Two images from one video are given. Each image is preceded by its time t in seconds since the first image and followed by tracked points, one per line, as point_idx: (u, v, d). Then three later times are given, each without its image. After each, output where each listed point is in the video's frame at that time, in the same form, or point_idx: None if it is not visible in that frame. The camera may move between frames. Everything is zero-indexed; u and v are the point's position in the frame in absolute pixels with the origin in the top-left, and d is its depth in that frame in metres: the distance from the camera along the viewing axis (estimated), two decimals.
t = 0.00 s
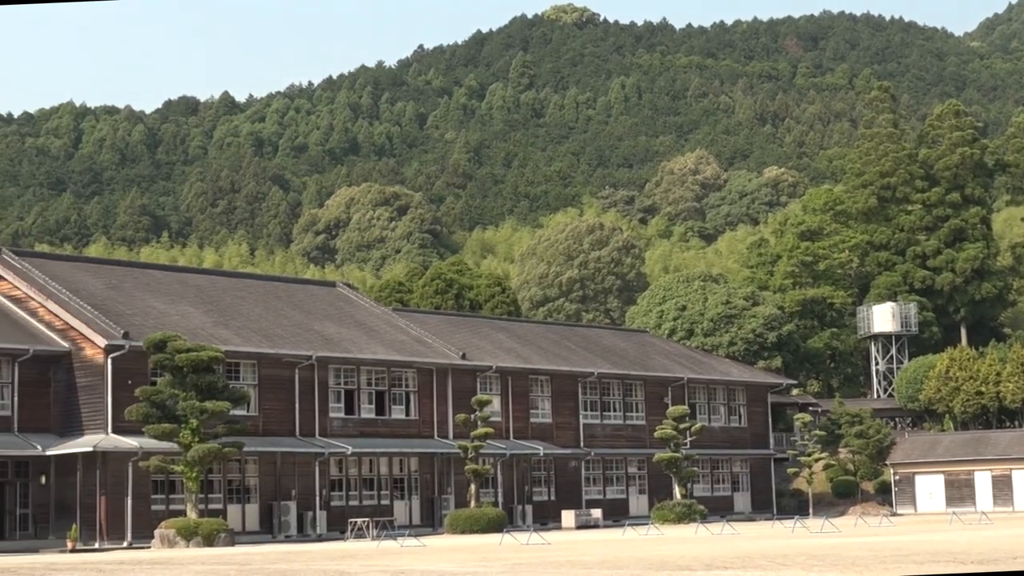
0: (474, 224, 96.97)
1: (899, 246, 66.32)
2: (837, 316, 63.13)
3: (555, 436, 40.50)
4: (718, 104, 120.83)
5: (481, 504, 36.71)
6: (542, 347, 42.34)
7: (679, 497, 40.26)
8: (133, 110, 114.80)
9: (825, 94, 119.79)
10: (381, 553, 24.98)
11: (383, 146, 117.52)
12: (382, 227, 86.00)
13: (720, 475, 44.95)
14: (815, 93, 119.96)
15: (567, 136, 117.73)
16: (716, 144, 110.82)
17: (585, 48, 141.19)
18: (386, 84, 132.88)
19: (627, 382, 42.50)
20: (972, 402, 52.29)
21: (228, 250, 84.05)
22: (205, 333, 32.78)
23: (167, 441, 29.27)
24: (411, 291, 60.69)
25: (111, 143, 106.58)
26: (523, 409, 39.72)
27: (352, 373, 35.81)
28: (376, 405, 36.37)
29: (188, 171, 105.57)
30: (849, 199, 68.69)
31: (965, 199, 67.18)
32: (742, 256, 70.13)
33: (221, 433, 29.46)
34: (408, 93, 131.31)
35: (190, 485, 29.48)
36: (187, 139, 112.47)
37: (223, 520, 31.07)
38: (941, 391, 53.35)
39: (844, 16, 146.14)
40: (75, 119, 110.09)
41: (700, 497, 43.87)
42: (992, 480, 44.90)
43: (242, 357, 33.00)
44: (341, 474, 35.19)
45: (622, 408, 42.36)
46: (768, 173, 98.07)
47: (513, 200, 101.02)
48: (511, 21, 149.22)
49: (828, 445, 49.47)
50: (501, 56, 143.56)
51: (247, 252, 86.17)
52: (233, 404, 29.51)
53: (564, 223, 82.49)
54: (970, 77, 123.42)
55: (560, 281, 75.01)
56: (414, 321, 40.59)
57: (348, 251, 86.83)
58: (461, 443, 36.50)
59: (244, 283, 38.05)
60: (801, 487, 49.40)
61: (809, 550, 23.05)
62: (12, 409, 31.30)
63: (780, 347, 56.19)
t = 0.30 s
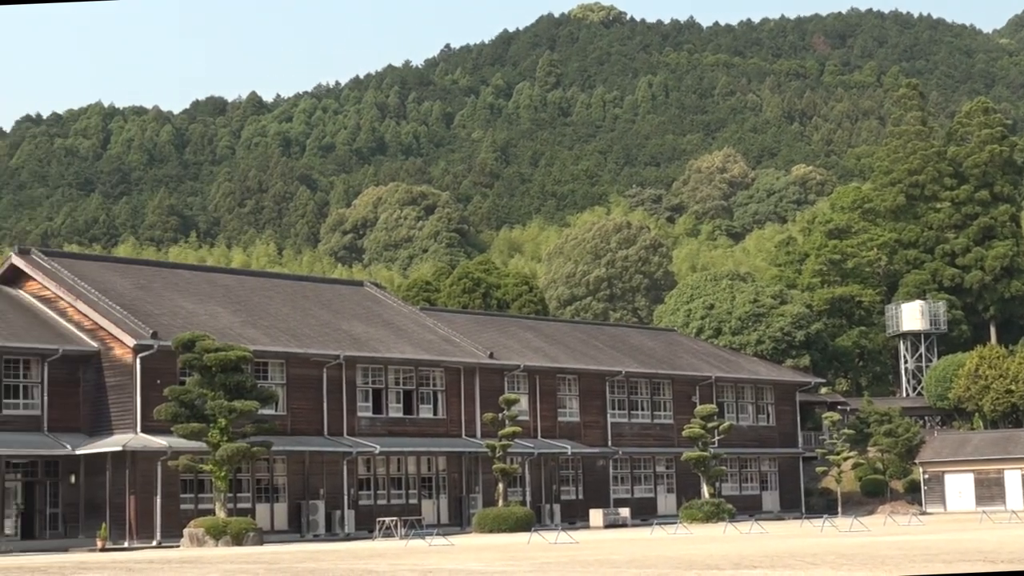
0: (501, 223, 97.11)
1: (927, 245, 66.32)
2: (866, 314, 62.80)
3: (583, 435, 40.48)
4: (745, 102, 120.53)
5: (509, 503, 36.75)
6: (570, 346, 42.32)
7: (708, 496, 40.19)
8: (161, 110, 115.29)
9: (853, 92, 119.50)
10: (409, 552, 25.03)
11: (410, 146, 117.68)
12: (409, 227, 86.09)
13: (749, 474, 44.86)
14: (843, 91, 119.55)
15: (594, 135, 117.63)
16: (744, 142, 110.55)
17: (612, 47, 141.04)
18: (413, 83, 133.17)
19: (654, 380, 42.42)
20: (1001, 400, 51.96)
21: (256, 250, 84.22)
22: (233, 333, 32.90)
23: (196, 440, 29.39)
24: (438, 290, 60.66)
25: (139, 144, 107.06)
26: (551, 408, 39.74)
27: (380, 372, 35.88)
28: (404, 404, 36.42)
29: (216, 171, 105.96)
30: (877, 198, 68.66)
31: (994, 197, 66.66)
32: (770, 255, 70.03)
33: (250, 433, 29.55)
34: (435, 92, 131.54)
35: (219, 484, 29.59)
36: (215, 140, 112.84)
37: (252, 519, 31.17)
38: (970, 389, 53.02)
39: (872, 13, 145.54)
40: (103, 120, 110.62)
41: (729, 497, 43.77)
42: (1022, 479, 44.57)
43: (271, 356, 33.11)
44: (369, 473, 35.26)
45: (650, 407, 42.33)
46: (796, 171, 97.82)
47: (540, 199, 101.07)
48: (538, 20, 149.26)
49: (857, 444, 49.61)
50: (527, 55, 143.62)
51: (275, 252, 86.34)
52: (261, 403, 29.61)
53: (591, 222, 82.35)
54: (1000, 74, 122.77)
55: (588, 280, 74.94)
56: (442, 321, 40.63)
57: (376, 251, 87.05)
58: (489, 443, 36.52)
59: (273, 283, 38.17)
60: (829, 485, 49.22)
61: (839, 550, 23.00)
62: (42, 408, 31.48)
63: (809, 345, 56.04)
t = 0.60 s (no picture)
0: (525, 223, 97.21)
1: (952, 243, 65.92)
2: (890, 313, 62.42)
3: (607, 434, 40.48)
4: (769, 100, 120.24)
5: (533, 502, 36.79)
6: (594, 344, 42.30)
7: (733, 495, 40.15)
8: (185, 110, 115.67)
9: (877, 90, 119.06)
10: (434, 551, 25.09)
11: (433, 145, 117.83)
12: (433, 226, 86.17)
13: (773, 473, 44.83)
14: (867, 89, 119.11)
15: (617, 134, 117.54)
16: (768, 140, 110.25)
17: (636, 46, 140.90)
18: (436, 83, 133.45)
19: (679, 379, 42.38)
20: None
21: (280, 250, 84.33)
22: (258, 332, 32.99)
23: (222, 440, 29.48)
24: (461, 289, 60.72)
25: (163, 144, 107.51)
26: (574, 408, 39.75)
27: (404, 371, 35.95)
28: (428, 403, 36.48)
29: (240, 171, 106.24)
30: (902, 195, 69.05)
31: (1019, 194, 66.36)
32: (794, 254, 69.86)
33: (274, 432, 29.64)
34: (459, 92, 131.84)
35: (244, 483, 29.69)
36: (238, 140, 113.16)
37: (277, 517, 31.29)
38: (996, 388, 52.88)
39: (895, 10, 145.01)
40: (128, 120, 111.05)
41: (753, 496, 43.72)
42: None
43: (295, 355, 33.20)
44: (393, 473, 35.34)
45: (674, 406, 42.31)
46: (820, 169, 97.53)
47: (564, 198, 101.08)
48: (561, 18, 149.31)
49: (883, 444, 49.45)
50: (550, 54, 143.77)
51: (299, 252, 86.46)
52: (285, 403, 29.67)
53: (614, 220, 82.21)
54: None
55: (611, 278, 74.88)
56: (466, 320, 40.68)
57: (400, 250, 87.20)
58: (513, 442, 36.57)
59: (296, 283, 38.26)
60: (854, 485, 49.31)
61: (863, 549, 22.93)
62: (67, 408, 31.65)
63: (833, 344, 55.94)
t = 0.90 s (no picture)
0: (545, 222, 97.24)
1: (974, 241, 65.76)
2: (912, 311, 62.65)
3: (628, 433, 40.45)
4: (790, 99, 119.93)
5: (554, 502, 36.78)
6: (615, 343, 42.29)
7: (753, 494, 40.07)
8: (206, 110, 116.04)
9: (899, 88, 118.63)
10: (455, 550, 25.07)
11: (454, 144, 117.99)
12: (453, 225, 86.25)
13: (794, 471, 44.76)
14: (888, 87, 118.68)
15: (638, 133, 117.48)
16: (789, 139, 109.96)
17: (656, 44, 140.74)
18: (457, 82, 133.64)
19: (699, 378, 42.35)
20: None
21: (301, 250, 84.43)
22: (279, 332, 33.05)
23: (243, 439, 29.56)
24: (482, 288, 60.82)
25: (184, 144, 107.90)
26: (595, 407, 39.74)
27: (425, 371, 35.99)
28: (448, 403, 36.52)
29: (261, 171, 106.47)
30: (923, 193, 68.69)
31: None
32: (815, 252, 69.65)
33: (296, 432, 29.70)
34: (479, 91, 132.10)
35: (265, 482, 29.75)
36: (259, 140, 113.41)
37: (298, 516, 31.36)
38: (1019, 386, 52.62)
39: (916, 8, 144.48)
40: (150, 121, 111.46)
41: (774, 495, 43.67)
42: None
43: (316, 355, 33.26)
44: (414, 472, 35.39)
45: (695, 405, 42.26)
46: (841, 167, 97.24)
47: (584, 198, 101.04)
48: (581, 17, 149.32)
49: (904, 443, 49.59)
50: (571, 53, 143.80)
51: (320, 252, 86.51)
52: (306, 402, 29.72)
53: (635, 220, 82.10)
54: None
55: (632, 277, 74.82)
56: (486, 319, 40.71)
57: (420, 249, 87.25)
58: (534, 440, 36.57)
59: (317, 283, 38.34)
60: (876, 484, 49.25)
61: (885, 548, 22.81)
62: (89, 407, 31.78)
63: (854, 343, 55.76)
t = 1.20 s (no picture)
0: (563, 221, 97.19)
1: (993, 240, 65.65)
2: (931, 309, 62.49)
3: (645, 432, 40.43)
4: (808, 97, 119.63)
5: (571, 501, 36.75)
6: (632, 343, 42.29)
7: (772, 493, 39.99)
8: (224, 110, 116.31)
9: (917, 87, 118.22)
10: (472, 549, 25.06)
11: (471, 144, 118.13)
12: (471, 225, 86.33)
13: (812, 471, 44.67)
14: (906, 86, 118.34)
15: (655, 132, 117.43)
16: (807, 137, 109.69)
17: (673, 43, 140.61)
18: (474, 82, 133.76)
19: (717, 377, 42.33)
20: None
21: (319, 250, 84.50)
22: (297, 332, 33.10)
23: (261, 439, 29.61)
24: (500, 288, 60.88)
25: (202, 144, 108.22)
26: (613, 406, 39.73)
27: (442, 370, 36.02)
28: (466, 402, 36.54)
29: (279, 171, 106.60)
30: (942, 191, 67.98)
31: None
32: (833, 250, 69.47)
33: (314, 431, 29.74)
34: (496, 90, 132.27)
35: (283, 482, 29.80)
36: (277, 139, 113.59)
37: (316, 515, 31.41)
38: None
39: (935, 7, 144.05)
40: (168, 120, 111.77)
41: (793, 494, 43.60)
42: None
43: (333, 355, 33.32)
44: (432, 471, 35.43)
45: (713, 404, 42.23)
46: (860, 166, 96.94)
47: (602, 197, 101.02)
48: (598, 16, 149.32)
49: (924, 442, 49.57)
50: (589, 52, 143.86)
51: (338, 251, 86.53)
52: (324, 401, 29.77)
53: (653, 218, 82.02)
54: None
55: (649, 277, 74.81)
56: (504, 319, 40.73)
57: (437, 249, 87.28)
58: (552, 440, 36.56)
59: (335, 283, 38.40)
60: (895, 483, 49.10)
61: (905, 547, 22.69)
62: (108, 407, 31.88)
63: (873, 342, 55.63)
